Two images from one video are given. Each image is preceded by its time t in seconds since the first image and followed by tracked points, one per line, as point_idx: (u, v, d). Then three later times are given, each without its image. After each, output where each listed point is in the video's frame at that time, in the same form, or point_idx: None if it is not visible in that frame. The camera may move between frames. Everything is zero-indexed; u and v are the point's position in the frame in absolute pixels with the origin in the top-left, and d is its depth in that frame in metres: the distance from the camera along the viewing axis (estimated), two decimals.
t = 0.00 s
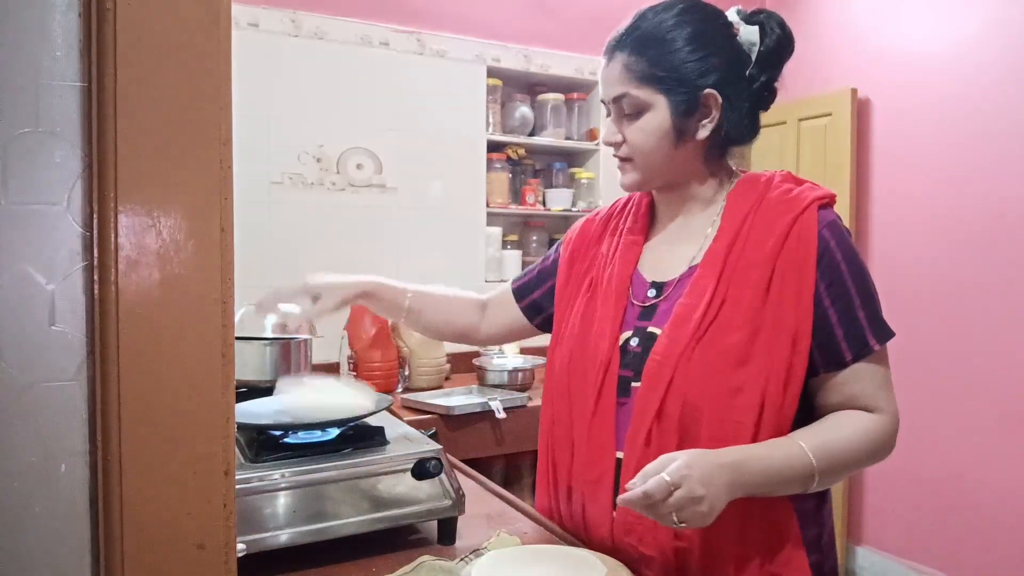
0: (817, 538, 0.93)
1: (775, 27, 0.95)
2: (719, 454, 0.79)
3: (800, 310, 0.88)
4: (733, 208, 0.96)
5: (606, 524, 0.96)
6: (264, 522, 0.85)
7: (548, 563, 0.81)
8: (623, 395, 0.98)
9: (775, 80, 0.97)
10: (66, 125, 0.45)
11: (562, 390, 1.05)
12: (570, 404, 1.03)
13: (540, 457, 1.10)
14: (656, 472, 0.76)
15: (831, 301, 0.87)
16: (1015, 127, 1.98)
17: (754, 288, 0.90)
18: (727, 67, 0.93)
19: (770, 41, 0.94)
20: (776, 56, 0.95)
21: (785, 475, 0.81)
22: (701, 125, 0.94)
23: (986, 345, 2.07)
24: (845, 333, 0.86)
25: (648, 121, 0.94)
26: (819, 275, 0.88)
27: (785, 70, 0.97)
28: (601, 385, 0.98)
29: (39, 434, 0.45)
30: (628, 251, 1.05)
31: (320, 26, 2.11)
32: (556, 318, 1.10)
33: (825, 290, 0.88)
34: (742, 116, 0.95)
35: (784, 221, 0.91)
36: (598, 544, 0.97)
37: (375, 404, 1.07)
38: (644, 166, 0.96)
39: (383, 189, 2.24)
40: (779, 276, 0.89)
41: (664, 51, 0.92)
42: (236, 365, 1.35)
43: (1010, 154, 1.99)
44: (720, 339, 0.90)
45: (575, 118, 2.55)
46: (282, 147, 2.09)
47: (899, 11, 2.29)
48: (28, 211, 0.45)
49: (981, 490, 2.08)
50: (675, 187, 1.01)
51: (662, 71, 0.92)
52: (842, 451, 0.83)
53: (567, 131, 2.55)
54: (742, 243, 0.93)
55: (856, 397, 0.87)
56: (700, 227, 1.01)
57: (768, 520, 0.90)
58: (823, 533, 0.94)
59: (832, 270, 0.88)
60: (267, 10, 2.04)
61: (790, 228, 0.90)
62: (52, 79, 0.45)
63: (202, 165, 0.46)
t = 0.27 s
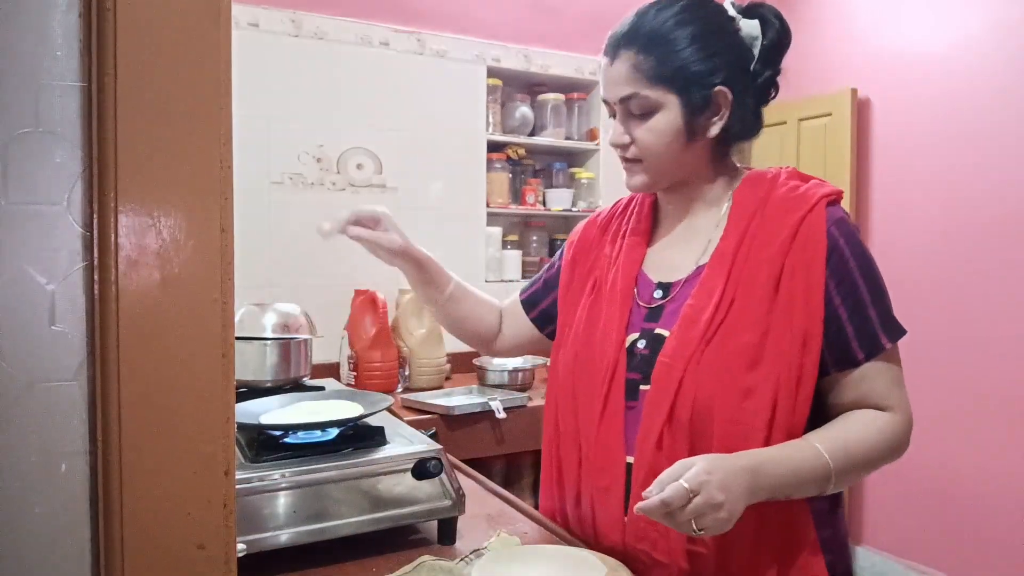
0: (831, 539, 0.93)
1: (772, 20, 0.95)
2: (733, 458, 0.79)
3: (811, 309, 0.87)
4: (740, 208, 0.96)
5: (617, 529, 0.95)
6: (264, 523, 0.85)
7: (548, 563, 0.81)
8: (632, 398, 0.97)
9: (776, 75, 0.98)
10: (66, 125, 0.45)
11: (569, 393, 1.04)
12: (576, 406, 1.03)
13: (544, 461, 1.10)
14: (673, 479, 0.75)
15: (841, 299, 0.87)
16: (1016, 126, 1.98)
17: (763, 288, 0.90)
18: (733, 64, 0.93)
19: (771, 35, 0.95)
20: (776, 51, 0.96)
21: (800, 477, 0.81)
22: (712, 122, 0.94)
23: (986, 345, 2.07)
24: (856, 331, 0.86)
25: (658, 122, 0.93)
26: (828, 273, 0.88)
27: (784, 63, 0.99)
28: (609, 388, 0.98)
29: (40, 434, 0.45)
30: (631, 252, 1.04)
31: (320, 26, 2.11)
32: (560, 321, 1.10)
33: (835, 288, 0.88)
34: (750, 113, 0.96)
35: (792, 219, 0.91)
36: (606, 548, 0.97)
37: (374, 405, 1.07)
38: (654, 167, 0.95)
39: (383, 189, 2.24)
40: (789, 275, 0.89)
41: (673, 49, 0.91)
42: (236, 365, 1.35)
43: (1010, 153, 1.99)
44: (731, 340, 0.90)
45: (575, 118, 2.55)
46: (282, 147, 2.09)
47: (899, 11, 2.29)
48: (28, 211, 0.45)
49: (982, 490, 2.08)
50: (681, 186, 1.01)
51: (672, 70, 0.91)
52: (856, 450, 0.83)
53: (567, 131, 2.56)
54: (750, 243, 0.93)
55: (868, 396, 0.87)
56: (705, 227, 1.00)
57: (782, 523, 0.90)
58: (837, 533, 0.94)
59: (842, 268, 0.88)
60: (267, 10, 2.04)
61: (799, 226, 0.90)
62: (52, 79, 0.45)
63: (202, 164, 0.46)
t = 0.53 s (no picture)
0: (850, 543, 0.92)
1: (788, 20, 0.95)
2: (759, 461, 0.77)
3: (835, 310, 0.86)
4: (757, 207, 0.94)
5: (634, 537, 0.93)
6: (264, 523, 0.85)
7: (548, 563, 0.81)
8: (649, 404, 0.96)
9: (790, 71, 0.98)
10: (66, 125, 0.45)
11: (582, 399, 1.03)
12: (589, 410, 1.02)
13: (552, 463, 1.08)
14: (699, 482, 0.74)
15: (864, 298, 0.86)
16: (1015, 126, 1.98)
17: (785, 288, 0.89)
18: (756, 58, 0.92)
19: (787, 32, 0.95)
20: (793, 45, 0.96)
21: (828, 481, 0.80)
22: (738, 118, 0.93)
23: (985, 345, 2.07)
24: (880, 332, 0.85)
25: (687, 115, 0.90)
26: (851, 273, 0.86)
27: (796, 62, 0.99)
28: (625, 393, 0.96)
29: (40, 434, 0.45)
30: (641, 257, 1.03)
31: (320, 26, 2.11)
32: (572, 324, 1.09)
33: (857, 288, 0.86)
34: (771, 109, 0.96)
35: (815, 216, 0.89)
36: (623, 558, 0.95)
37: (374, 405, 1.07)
38: (677, 163, 0.93)
39: (383, 189, 2.24)
40: (812, 274, 0.88)
41: (703, 40, 0.89)
42: (236, 365, 1.35)
43: (1010, 153, 1.99)
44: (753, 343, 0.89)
45: (575, 118, 2.55)
46: (282, 147, 2.09)
47: (899, 10, 2.29)
48: (29, 211, 0.45)
49: (981, 490, 2.08)
50: (695, 183, 0.99)
51: (703, 61, 0.89)
52: (882, 452, 0.82)
53: (568, 131, 2.56)
54: (770, 241, 0.92)
55: (893, 396, 0.85)
56: (722, 226, 0.99)
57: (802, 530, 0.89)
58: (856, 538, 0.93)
59: (865, 266, 0.86)
60: (267, 10, 2.04)
61: (821, 223, 0.89)
62: (52, 79, 0.45)
63: (202, 163, 0.46)
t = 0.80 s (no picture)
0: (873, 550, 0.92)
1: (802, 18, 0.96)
2: (797, 472, 0.76)
3: (862, 313, 0.85)
4: (777, 203, 0.94)
5: (649, 545, 0.93)
6: (264, 523, 0.85)
7: (548, 563, 0.81)
8: (666, 410, 0.95)
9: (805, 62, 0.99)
10: (66, 125, 0.45)
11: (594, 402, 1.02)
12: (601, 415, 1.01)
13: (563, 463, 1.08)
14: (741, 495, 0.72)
15: (889, 300, 0.85)
16: (1015, 126, 1.98)
17: (809, 290, 0.88)
18: (779, 50, 0.92)
19: (802, 23, 0.96)
20: (809, 36, 0.96)
21: (862, 490, 0.78)
22: (762, 112, 0.93)
23: (985, 345, 2.07)
24: (904, 335, 0.84)
25: (716, 109, 0.90)
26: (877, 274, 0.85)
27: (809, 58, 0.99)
28: (642, 398, 0.96)
29: (41, 434, 0.45)
30: (654, 258, 1.02)
31: (321, 26, 2.11)
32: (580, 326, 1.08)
33: (883, 290, 0.85)
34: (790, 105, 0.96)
35: (839, 216, 0.89)
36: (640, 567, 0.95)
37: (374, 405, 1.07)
38: (704, 158, 0.92)
39: (383, 189, 2.24)
40: (837, 275, 0.87)
41: (728, 32, 0.88)
42: (236, 365, 1.35)
43: (1010, 153, 1.99)
44: (775, 346, 0.88)
45: (575, 118, 2.55)
46: (282, 147, 2.09)
47: (899, 10, 2.29)
48: (28, 212, 0.45)
49: (981, 490, 2.08)
50: (716, 183, 0.97)
51: (729, 54, 0.88)
52: (911, 458, 0.81)
53: (567, 131, 2.56)
54: (791, 241, 0.91)
55: (920, 400, 0.85)
56: (739, 226, 0.98)
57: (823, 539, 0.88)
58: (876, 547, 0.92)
59: (890, 267, 0.85)
60: (267, 10, 2.04)
61: (845, 223, 0.88)
62: (52, 79, 0.45)
63: (202, 163, 0.46)
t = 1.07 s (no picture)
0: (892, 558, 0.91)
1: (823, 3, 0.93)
2: (830, 480, 0.74)
3: (888, 316, 0.84)
4: (798, 202, 0.93)
5: (666, 553, 0.93)
6: (264, 522, 0.85)
7: (548, 563, 0.81)
8: (683, 415, 0.94)
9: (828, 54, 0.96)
10: (66, 125, 0.45)
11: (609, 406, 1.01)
12: (615, 420, 1.00)
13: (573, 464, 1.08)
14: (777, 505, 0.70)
15: (915, 304, 0.85)
16: (1016, 126, 1.98)
17: (835, 293, 0.87)
18: (795, 44, 0.91)
19: (822, 13, 0.93)
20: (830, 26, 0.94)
21: (895, 500, 0.78)
22: (779, 109, 0.92)
23: (985, 345, 2.07)
24: (930, 340, 0.84)
25: (728, 107, 0.89)
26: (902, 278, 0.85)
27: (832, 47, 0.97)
28: (660, 401, 0.95)
29: (41, 435, 0.45)
30: (671, 259, 1.02)
31: (321, 26, 2.11)
32: (594, 327, 1.07)
33: (908, 294, 0.85)
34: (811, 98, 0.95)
35: (865, 217, 0.88)
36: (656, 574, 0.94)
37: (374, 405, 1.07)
38: (718, 158, 0.91)
39: (383, 189, 2.24)
40: (863, 278, 0.86)
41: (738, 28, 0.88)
42: (236, 365, 1.35)
43: (1011, 153, 1.99)
44: (800, 351, 0.87)
45: (575, 118, 2.55)
46: (282, 147, 2.09)
47: (900, 10, 2.29)
48: (28, 212, 0.45)
49: (980, 489, 2.08)
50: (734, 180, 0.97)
51: (740, 50, 0.88)
52: (941, 465, 0.80)
53: (567, 131, 2.56)
54: (816, 243, 0.90)
55: (945, 406, 0.85)
56: (758, 229, 0.98)
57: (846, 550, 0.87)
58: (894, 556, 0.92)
59: (916, 270, 0.85)
60: (267, 10, 2.04)
61: (872, 224, 0.87)
62: (52, 79, 0.45)
63: (202, 164, 0.46)
